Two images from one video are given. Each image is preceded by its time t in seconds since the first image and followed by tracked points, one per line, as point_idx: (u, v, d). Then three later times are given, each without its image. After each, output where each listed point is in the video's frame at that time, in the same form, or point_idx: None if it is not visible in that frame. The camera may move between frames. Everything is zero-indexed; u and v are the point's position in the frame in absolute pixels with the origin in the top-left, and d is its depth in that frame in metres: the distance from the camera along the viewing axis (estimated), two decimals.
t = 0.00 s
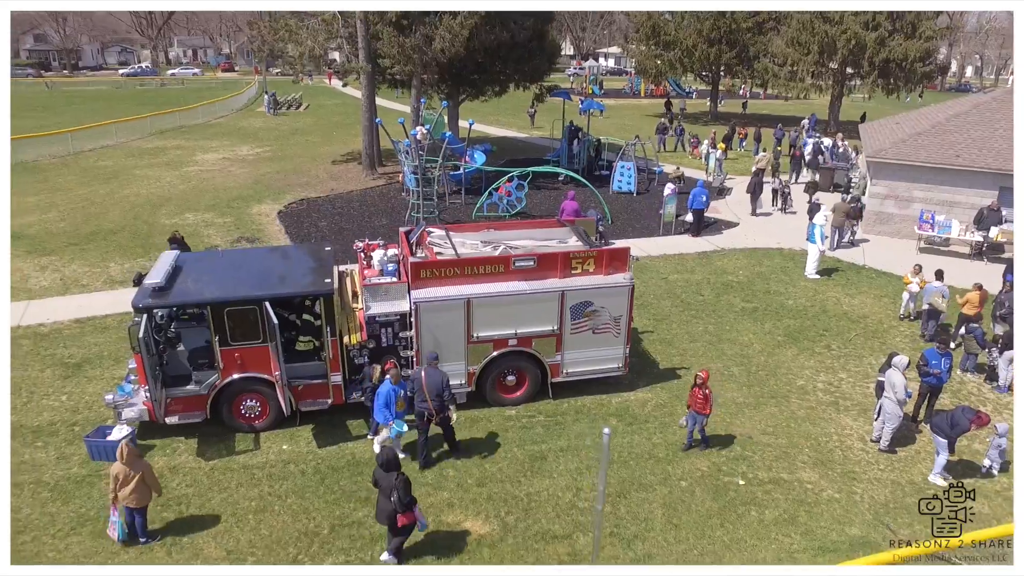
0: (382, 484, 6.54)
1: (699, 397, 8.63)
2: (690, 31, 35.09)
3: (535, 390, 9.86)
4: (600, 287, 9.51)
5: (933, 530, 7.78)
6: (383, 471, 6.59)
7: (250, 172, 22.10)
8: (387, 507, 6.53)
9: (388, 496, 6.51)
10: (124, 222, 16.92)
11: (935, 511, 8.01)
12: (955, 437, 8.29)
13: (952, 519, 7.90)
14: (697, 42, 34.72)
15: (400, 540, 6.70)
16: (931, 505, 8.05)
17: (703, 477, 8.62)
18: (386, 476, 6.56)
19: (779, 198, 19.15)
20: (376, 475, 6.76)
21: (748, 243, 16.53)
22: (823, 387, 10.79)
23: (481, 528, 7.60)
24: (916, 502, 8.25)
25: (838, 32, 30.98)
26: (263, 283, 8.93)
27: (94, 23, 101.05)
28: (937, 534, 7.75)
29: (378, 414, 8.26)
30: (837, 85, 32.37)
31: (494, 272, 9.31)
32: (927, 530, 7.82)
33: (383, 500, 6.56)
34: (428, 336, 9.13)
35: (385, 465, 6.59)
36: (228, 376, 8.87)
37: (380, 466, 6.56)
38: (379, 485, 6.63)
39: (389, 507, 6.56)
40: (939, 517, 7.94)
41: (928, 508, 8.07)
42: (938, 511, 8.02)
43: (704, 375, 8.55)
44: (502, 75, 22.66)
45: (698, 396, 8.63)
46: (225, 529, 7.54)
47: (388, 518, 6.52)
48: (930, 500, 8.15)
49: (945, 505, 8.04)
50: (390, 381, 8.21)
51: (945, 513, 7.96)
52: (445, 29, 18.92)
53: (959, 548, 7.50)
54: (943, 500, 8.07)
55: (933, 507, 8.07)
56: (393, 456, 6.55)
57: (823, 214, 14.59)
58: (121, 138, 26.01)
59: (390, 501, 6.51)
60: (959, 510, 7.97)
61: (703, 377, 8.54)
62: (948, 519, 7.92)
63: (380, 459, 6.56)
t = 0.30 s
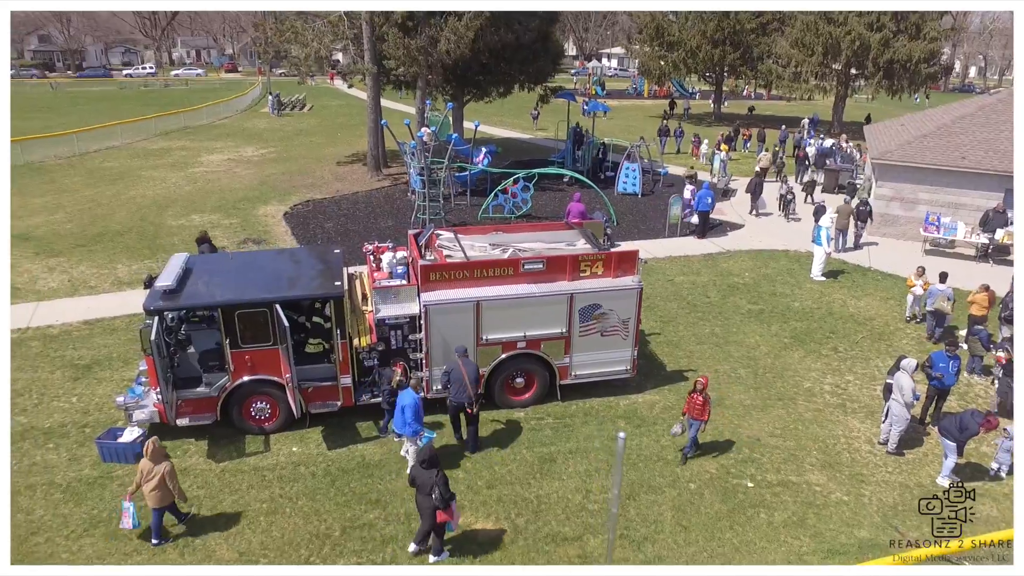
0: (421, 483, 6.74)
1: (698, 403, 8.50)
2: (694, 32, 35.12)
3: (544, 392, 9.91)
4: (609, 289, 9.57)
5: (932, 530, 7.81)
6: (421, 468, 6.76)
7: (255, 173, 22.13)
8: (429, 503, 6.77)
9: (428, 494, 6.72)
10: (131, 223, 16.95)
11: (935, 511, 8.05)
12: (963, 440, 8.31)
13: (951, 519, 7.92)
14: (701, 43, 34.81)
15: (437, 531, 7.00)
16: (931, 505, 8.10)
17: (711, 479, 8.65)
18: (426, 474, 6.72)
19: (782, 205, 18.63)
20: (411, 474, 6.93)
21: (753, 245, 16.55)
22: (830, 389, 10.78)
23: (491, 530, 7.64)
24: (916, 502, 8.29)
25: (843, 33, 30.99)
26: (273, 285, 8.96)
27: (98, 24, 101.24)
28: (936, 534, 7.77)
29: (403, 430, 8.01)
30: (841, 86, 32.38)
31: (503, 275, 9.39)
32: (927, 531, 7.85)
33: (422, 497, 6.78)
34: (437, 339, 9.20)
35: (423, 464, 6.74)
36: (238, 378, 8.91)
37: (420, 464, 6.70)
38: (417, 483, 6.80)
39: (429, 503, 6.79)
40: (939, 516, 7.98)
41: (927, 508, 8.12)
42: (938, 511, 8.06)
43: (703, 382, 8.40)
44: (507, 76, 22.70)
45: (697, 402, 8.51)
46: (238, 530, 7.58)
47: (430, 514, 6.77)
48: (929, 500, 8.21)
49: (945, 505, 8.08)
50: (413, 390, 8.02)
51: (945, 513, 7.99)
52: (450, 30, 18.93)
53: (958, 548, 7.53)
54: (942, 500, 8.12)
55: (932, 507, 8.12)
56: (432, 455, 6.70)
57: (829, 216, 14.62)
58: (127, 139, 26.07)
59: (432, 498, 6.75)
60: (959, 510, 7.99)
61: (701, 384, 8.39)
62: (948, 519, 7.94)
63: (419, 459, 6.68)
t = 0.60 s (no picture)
0: (462, 474, 6.78)
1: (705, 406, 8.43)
2: (698, 32, 35.13)
3: (557, 392, 9.97)
4: (623, 289, 9.62)
5: (933, 530, 7.80)
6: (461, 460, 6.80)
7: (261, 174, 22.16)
8: (467, 495, 6.80)
9: (468, 485, 6.77)
10: (139, 224, 16.98)
11: (935, 511, 8.04)
12: (976, 440, 8.31)
13: (952, 519, 7.90)
14: (705, 44, 34.74)
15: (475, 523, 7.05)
16: (931, 505, 8.09)
17: (726, 478, 8.67)
18: (466, 466, 6.76)
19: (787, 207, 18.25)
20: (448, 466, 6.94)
21: (760, 245, 16.58)
22: (841, 389, 10.78)
23: (509, 529, 7.67)
24: (915, 502, 8.28)
25: (847, 34, 31.02)
26: (289, 285, 9.00)
27: (100, 23, 101.26)
28: (937, 534, 7.75)
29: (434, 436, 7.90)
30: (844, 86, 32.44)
31: (518, 275, 9.44)
32: (927, 531, 7.84)
33: (461, 488, 6.80)
34: (452, 338, 9.26)
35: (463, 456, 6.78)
36: (254, 378, 8.97)
37: (462, 455, 6.73)
38: (456, 474, 6.85)
39: (467, 495, 6.82)
40: (939, 516, 7.97)
41: (928, 508, 8.11)
42: (938, 511, 8.05)
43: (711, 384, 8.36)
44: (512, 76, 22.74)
45: (704, 405, 8.43)
46: (256, 529, 7.61)
47: (469, 506, 6.78)
48: (929, 500, 8.21)
49: (945, 505, 8.07)
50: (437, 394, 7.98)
51: (945, 512, 7.98)
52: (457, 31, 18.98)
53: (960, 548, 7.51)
54: (942, 500, 8.12)
55: (932, 507, 8.11)
56: (473, 447, 6.73)
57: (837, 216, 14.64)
58: (132, 139, 26.11)
59: (471, 490, 6.78)
60: (959, 510, 7.99)
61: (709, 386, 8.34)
62: (948, 519, 7.93)
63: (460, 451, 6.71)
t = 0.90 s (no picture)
0: (513, 472, 6.90)
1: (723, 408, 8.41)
2: (705, 32, 35.24)
3: (580, 391, 10.00)
4: (647, 288, 9.64)
5: (933, 531, 7.76)
6: (509, 458, 6.93)
7: (272, 174, 22.18)
8: (522, 491, 6.94)
9: (524, 480, 6.91)
10: (153, 223, 16.99)
11: (935, 511, 8.00)
12: (1005, 437, 8.25)
13: (951, 519, 7.86)
14: (713, 44, 34.89)
15: (527, 517, 7.19)
16: (931, 505, 8.06)
17: (752, 476, 8.67)
18: (518, 463, 6.88)
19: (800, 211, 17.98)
20: (495, 467, 7.03)
21: (774, 245, 16.58)
22: (862, 388, 10.77)
23: (540, 528, 7.69)
24: (916, 502, 8.24)
25: (855, 34, 31.06)
26: (315, 284, 9.01)
27: (106, 23, 101.50)
28: (937, 535, 7.70)
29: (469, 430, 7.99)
30: (852, 86, 32.57)
31: (542, 274, 9.47)
32: (927, 530, 7.79)
33: (515, 484, 6.93)
34: (477, 337, 9.29)
35: (512, 454, 6.91)
36: (280, 376, 8.98)
37: (511, 452, 6.85)
38: (506, 473, 6.96)
39: (521, 491, 6.96)
40: (939, 516, 7.93)
41: (928, 508, 8.07)
42: (938, 511, 8.01)
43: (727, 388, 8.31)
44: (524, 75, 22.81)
45: (722, 407, 8.42)
46: (287, 527, 7.63)
47: (526, 499, 6.93)
48: (930, 500, 8.16)
49: (944, 505, 8.04)
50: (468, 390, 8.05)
51: (944, 512, 7.94)
52: (471, 31, 19.17)
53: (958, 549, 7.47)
54: (942, 500, 8.08)
55: (932, 507, 8.07)
56: (522, 443, 6.89)
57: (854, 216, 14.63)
58: (142, 138, 26.12)
59: (525, 484, 6.93)
60: (959, 510, 7.95)
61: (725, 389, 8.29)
62: (948, 519, 7.89)
63: (511, 449, 6.84)
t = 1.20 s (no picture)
0: (578, 473, 7.07)
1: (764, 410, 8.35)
2: (714, 32, 35.66)
3: (613, 390, 10.09)
4: (679, 288, 9.71)
5: (933, 530, 7.75)
6: (573, 460, 7.07)
7: (286, 174, 22.19)
8: (586, 491, 7.11)
9: (590, 478, 7.12)
10: (171, 222, 17.00)
11: (935, 511, 7.98)
12: None
13: (951, 519, 7.86)
14: (722, 44, 35.30)
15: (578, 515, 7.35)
16: (931, 505, 8.03)
17: (788, 474, 8.70)
18: (581, 464, 7.08)
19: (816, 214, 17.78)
20: (556, 471, 7.15)
21: (792, 245, 16.64)
22: (890, 387, 10.81)
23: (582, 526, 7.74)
24: (917, 502, 8.21)
25: (865, 35, 31.38)
26: (351, 283, 9.03)
27: (111, 23, 101.43)
28: (937, 535, 7.68)
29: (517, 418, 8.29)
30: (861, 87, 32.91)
31: (577, 273, 9.56)
32: (926, 530, 7.78)
33: (580, 485, 7.11)
34: (512, 337, 9.41)
35: (576, 455, 7.06)
36: (317, 376, 9.04)
37: (575, 454, 7.04)
38: (569, 475, 7.10)
39: (584, 491, 7.14)
40: (939, 516, 7.91)
41: (928, 508, 8.06)
42: (939, 511, 8.00)
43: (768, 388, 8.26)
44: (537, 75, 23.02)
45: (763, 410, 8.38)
46: (330, 526, 7.67)
47: (591, 498, 7.14)
48: (930, 500, 8.15)
49: (945, 505, 8.02)
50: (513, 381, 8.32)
51: (944, 513, 7.93)
52: (488, 31, 19.31)
53: (956, 550, 7.46)
54: (943, 501, 8.06)
55: (933, 507, 8.06)
56: (583, 444, 7.09)
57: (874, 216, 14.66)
58: (152, 138, 26.09)
59: (589, 484, 7.12)
60: (959, 510, 7.92)
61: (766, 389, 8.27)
62: (948, 518, 7.88)
63: (574, 452, 7.00)
